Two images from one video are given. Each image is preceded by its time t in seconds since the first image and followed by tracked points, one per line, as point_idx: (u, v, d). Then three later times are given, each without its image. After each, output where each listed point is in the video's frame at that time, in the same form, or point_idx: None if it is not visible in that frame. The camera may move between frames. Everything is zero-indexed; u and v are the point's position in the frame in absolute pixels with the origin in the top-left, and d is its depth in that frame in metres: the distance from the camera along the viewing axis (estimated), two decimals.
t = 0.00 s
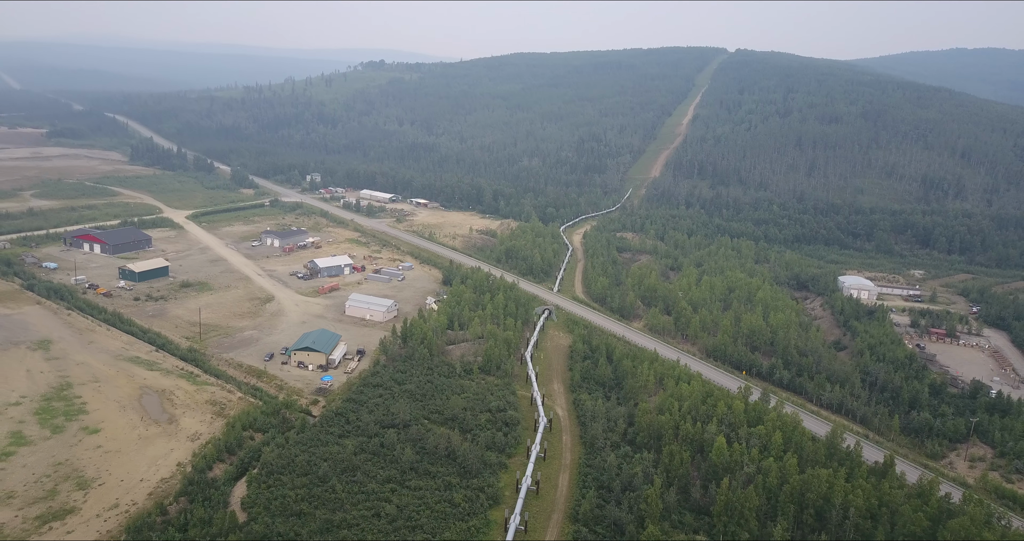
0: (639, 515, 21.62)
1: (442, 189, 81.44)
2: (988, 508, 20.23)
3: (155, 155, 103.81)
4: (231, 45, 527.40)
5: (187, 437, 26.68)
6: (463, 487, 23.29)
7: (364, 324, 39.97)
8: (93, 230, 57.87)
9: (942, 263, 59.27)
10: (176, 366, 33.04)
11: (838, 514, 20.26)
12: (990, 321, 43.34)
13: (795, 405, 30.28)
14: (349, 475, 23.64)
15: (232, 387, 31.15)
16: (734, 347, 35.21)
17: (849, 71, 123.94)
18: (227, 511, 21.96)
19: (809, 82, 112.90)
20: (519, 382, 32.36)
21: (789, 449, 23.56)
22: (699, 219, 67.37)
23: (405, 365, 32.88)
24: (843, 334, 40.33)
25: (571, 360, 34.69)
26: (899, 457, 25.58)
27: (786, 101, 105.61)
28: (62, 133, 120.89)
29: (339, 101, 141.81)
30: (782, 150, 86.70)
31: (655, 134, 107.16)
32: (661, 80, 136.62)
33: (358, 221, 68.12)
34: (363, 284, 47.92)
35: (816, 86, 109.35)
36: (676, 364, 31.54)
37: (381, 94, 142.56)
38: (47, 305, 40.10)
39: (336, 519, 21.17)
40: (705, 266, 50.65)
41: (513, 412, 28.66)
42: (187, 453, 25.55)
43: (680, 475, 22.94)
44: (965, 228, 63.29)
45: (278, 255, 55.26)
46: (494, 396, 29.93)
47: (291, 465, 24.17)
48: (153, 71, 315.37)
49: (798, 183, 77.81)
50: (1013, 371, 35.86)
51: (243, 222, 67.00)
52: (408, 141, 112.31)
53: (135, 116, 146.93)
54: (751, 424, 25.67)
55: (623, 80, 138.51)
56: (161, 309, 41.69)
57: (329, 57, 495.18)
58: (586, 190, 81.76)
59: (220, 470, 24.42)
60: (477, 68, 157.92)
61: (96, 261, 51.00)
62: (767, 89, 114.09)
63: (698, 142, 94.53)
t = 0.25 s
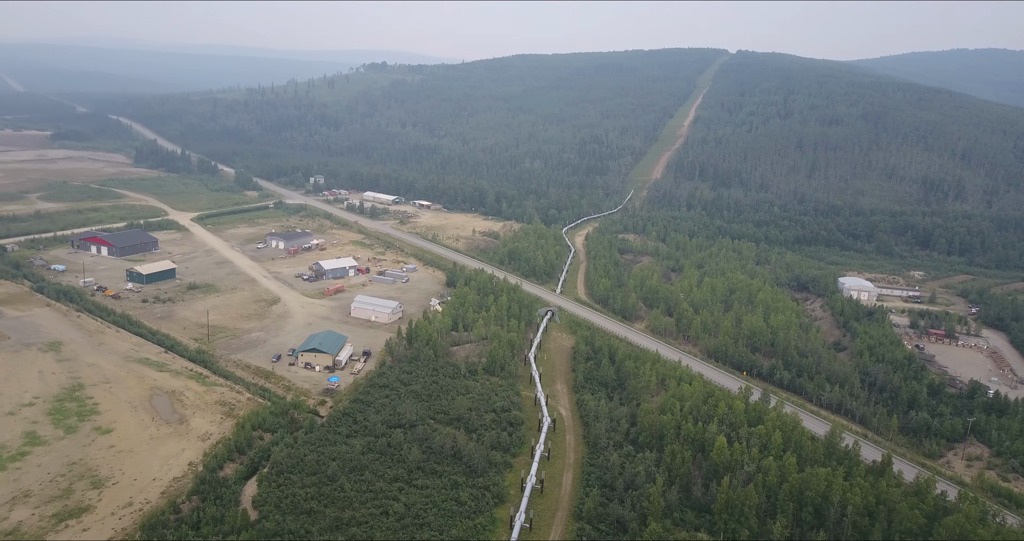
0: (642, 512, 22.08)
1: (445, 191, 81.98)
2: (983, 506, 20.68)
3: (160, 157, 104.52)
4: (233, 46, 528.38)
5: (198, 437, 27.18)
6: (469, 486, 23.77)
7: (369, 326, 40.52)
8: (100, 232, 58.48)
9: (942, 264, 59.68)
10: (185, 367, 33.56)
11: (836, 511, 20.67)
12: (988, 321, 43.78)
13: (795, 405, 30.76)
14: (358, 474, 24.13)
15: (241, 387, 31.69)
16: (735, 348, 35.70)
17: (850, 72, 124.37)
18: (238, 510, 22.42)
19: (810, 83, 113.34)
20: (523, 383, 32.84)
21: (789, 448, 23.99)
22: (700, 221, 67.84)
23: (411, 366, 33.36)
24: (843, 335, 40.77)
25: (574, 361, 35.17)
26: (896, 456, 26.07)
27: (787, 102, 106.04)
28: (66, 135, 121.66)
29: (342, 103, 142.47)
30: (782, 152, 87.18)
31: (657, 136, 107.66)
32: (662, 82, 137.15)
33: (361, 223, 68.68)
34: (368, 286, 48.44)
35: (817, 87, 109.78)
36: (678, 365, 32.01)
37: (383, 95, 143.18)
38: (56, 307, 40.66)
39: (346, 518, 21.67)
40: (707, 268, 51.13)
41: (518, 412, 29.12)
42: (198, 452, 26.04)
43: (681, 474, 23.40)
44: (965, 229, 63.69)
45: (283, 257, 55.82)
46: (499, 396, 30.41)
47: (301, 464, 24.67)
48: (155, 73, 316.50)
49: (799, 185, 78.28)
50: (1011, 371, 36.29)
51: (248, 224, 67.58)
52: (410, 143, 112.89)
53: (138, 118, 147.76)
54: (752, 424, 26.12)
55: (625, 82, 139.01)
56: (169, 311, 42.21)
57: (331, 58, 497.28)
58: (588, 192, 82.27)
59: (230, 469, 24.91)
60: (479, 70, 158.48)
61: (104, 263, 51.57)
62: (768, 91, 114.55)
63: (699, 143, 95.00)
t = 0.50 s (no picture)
0: (643, 510, 22.55)
1: (448, 192, 82.50)
2: (979, 503, 21.13)
3: (164, 159, 105.14)
4: (235, 47, 529.21)
5: (208, 436, 27.69)
6: (474, 484, 24.25)
7: (374, 327, 41.03)
8: (106, 234, 59.03)
9: (941, 265, 60.09)
10: (193, 368, 34.09)
11: (834, 509, 21.12)
12: (987, 322, 44.17)
13: (794, 405, 31.24)
14: (365, 472, 24.62)
15: (249, 388, 32.21)
16: (736, 349, 36.16)
17: (850, 73, 124.76)
18: (248, 507, 22.92)
19: (811, 85, 113.73)
20: (526, 383, 33.34)
21: (789, 447, 24.45)
22: (702, 222, 68.30)
23: (416, 366, 33.85)
24: (842, 335, 41.21)
25: (577, 362, 35.65)
26: (893, 455, 26.53)
27: (788, 103, 106.44)
28: (71, 137, 122.31)
29: (344, 105, 143.01)
30: (783, 153, 87.59)
31: (658, 137, 108.08)
32: (664, 83, 137.62)
33: (365, 225, 69.19)
34: (372, 287, 48.96)
35: (818, 89, 110.19)
36: (679, 365, 32.49)
37: (386, 97, 143.71)
38: (66, 308, 41.23)
39: (354, 515, 22.17)
40: (708, 269, 51.58)
41: (522, 412, 29.61)
42: (208, 451, 26.55)
43: (683, 473, 23.87)
44: (964, 230, 64.08)
45: (288, 259, 56.37)
46: (503, 396, 30.90)
47: (309, 462, 25.16)
48: (157, 74, 317.52)
49: (800, 186, 78.67)
50: (1009, 371, 36.71)
51: (253, 226, 68.12)
52: (413, 144, 113.40)
53: (142, 120, 148.46)
54: (752, 423, 26.59)
55: (626, 83, 139.49)
56: (176, 312, 42.76)
57: (332, 59, 498.25)
58: (590, 193, 82.73)
59: (241, 467, 25.41)
60: (481, 71, 159.01)
61: (111, 265, 52.13)
62: (769, 92, 114.96)
63: (700, 145, 95.46)
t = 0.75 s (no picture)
0: (645, 508, 22.96)
1: (450, 193, 82.93)
2: (974, 501, 21.51)
3: (167, 160, 105.68)
4: (236, 48, 529.75)
5: (216, 436, 28.12)
6: (479, 483, 24.68)
7: (378, 327, 41.46)
8: (112, 235, 59.52)
9: (941, 265, 60.43)
10: (200, 368, 34.54)
11: (832, 507, 21.51)
12: (985, 322, 44.53)
13: (794, 405, 31.66)
14: (372, 471, 25.06)
15: (255, 388, 32.65)
16: (736, 349, 36.57)
17: (851, 74, 125.07)
18: (257, 506, 23.35)
19: (811, 85, 114.04)
20: (529, 383, 33.75)
21: (788, 446, 24.85)
22: (703, 223, 68.68)
23: (420, 366, 34.27)
24: (842, 336, 41.59)
25: (579, 362, 36.06)
26: (891, 454, 26.92)
27: (789, 104, 106.80)
28: (74, 138, 122.86)
29: (346, 105, 143.46)
30: (784, 154, 87.94)
31: (659, 137, 108.44)
32: (665, 84, 138.01)
33: (368, 226, 69.64)
34: (376, 288, 49.41)
35: (818, 89, 110.52)
36: (680, 365, 32.91)
37: (387, 97, 144.16)
38: (73, 309, 41.71)
39: (362, 512, 22.59)
40: (709, 270, 51.97)
41: (525, 412, 30.02)
42: (216, 451, 26.99)
43: (684, 471, 24.28)
44: (964, 230, 64.43)
45: (292, 260, 56.82)
46: (506, 396, 31.31)
47: (317, 462, 25.60)
48: (159, 75, 318.19)
49: (800, 186, 79.02)
50: (1007, 372, 37.06)
51: (256, 227, 68.58)
52: (415, 145, 113.84)
53: (145, 121, 148.99)
54: (751, 422, 26.99)
55: (627, 83, 139.88)
56: (183, 313, 43.22)
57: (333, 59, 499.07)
58: (591, 194, 83.13)
59: (249, 467, 25.85)
60: (483, 72, 159.43)
61: (117, 266, 52.62)
62: (770, 93, 115.31)
63: (701, 146, 95.86)
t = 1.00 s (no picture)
0: (648, 506, 23.40)
1: (452, 195, 83.44)
2: (970, 499, 21.93)
3: (171, 162, 106.34)
4: (237, 49, 530.52)
5: (226, 436, 28.61)
6: (484, 482, 25.16)
7: (383, 329, 41.97)
8: (118, 238, 60.09)
9: (941, 267, 60.85)
10: (208, 369, 35.04)
11: (830, 505, 21.96)
12: (984, 323, 44.95)
13: (794, 405, 32.12)
14: (379, 471, 25.54)
15: (263, 389, 33.14)
16: (737, 350, 37.02)
17: (852, 75, 125.53)
18: (267, 504, 23.83)
19: (812, 87, 114.45)
20: (533, 384, 34.21)
21: (788, 446, 25.28)
22: (704, 224, 69.13)
23: (425, 367, 34.74)
24: (841, 337, 42.03)
25: (582, 363, 36.52)
26: (889, 453, 27.38)
27: (790, 105, 107.26)
28: (78, 140, 123.58)
29: (348, 107, 144.06)
30: (785, 155, 88.38)
31: (660, 139, 108.91)
32: (666, 85, 138.54)
33: (371, 228, 70.17)
34: (380, 289, 49.91)
35: (819, 91, 110.94)
36: (681, 366, 33.37)
37: (389, 99, 144.74)
38: (82, 311, 42.26)
39: (370, 511, 23.06)
40: (710, 271, 52.42)
41: (529, 412, 30.49)
42: (226, 451, 27.48)
43: (685, 470, 24.73)
44: (964, 231, 64.84)
45: (296, 262, 57.35)
46: (510, 397, 31.79)
47: (325, 461, 26.07)
48: (161, 76, 319.21)
49: (801, 188, 79.45)
50: (1005, 372, 37.48)
51: (261, 229, 69.12)
52: (417, 147, 114.43)
53: (148, 123, 149.72)
54: (752, 422, 27.44)
55: (629, 85, 140.36)
56: (190, 315, 43.75)
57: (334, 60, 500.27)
58: (593, 195, 83.62)
59: (258, 466, 26.33)
60: (484, 73, 160.00)
61: (123, 268, 53.17)
62: (771, 94, 115.75)
63: (702, 147, 96.34)
